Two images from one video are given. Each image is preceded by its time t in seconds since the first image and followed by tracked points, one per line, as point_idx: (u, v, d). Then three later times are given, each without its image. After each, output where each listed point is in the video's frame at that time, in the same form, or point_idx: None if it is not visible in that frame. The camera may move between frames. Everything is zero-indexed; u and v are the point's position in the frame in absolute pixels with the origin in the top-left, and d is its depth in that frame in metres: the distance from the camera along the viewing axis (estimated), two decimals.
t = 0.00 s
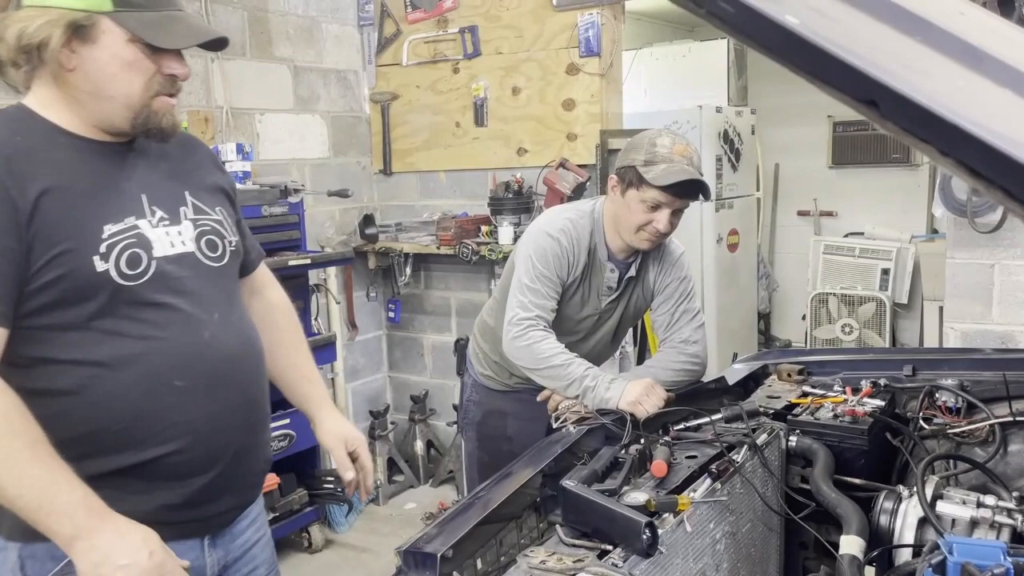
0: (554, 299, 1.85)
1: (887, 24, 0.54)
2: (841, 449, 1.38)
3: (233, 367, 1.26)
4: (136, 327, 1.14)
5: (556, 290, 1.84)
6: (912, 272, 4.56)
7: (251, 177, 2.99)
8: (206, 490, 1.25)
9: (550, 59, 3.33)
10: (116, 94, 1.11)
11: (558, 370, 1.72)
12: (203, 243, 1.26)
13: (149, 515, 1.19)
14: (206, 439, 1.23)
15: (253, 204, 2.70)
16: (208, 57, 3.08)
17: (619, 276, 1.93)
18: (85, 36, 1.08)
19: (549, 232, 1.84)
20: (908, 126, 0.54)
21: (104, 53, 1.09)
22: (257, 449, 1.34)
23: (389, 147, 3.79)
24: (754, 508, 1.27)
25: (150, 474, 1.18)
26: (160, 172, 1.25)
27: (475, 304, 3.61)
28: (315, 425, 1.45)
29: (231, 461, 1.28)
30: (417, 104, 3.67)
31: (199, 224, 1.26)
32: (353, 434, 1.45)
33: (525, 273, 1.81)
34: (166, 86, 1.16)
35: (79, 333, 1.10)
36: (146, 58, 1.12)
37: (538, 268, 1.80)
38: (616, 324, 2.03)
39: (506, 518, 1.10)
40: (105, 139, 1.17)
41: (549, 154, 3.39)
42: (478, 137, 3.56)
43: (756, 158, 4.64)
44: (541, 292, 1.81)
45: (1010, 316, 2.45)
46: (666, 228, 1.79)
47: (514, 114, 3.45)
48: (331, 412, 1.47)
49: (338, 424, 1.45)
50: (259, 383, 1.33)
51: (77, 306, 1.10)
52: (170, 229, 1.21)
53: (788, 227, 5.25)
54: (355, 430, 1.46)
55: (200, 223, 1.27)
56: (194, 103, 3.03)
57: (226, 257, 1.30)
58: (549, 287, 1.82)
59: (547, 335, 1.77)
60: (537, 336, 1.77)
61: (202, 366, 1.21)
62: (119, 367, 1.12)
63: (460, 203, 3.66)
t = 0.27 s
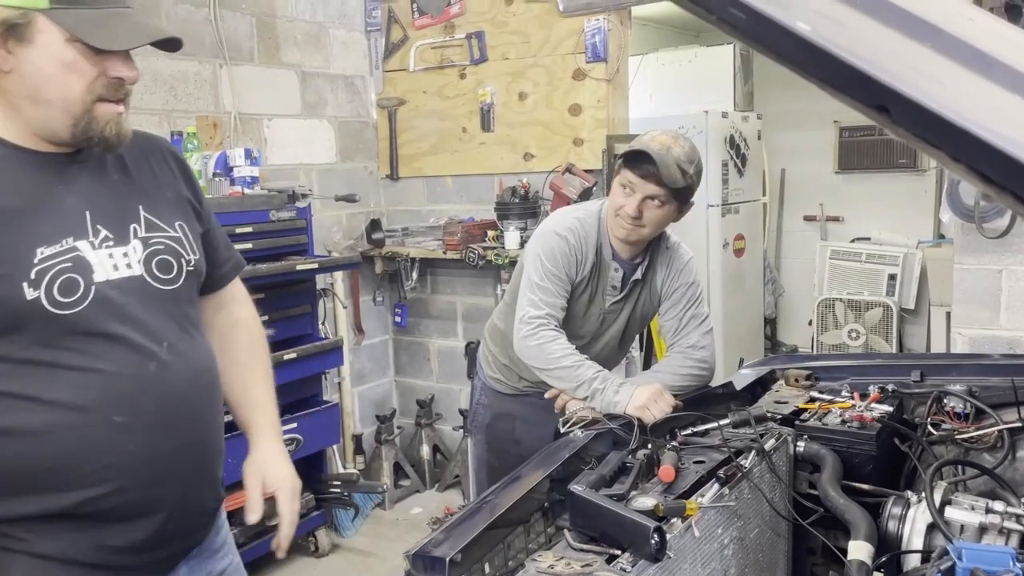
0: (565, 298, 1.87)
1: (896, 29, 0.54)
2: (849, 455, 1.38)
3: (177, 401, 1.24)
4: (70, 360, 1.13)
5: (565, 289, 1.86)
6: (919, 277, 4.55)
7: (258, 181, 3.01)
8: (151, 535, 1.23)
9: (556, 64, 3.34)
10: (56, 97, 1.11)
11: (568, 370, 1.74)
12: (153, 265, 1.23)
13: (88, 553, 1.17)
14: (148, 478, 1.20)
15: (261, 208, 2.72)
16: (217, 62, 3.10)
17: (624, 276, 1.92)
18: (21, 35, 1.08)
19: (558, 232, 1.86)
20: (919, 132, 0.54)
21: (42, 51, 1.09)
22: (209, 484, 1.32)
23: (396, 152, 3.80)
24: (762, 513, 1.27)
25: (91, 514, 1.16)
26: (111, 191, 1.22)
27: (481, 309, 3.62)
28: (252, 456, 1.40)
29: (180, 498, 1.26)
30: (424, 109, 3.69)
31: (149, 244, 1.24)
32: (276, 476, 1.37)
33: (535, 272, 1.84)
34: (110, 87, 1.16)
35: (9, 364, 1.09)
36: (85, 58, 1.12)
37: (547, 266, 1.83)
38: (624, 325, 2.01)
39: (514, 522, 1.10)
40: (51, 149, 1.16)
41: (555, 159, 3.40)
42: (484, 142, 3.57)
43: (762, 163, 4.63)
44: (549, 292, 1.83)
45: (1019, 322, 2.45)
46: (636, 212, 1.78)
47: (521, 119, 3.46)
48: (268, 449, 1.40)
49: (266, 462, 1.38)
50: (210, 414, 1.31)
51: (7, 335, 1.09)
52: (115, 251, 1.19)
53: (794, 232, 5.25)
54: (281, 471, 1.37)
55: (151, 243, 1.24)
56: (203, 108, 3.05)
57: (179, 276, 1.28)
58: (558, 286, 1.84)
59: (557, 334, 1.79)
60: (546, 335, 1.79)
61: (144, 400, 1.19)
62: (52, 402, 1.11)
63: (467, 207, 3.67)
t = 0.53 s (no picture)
0: (573, 303, 1.88)
1: (901, 41, 0.55)
2: (857, 460, 1.38)
3: (156, 413, 1.26)
4: (47, 375, 1.14)
5: (573, 294, 1.87)
6: (926, 283, 4.54)
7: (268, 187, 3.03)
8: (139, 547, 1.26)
9: (563, 71, 3.36)
10: (25, 102, 1.14)
11: (577, 376, 1.75)
12: (129, 273, 1.25)
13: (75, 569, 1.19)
14: (129, 491, 1.22)
15: (269, 215, 2.75)
16: (226, 70, 3.13)
17: (632, 282, 1.94)
18: None
19: (565, 236, 1.87)
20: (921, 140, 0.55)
21: (10, 55, 1.12)
22: (193, 495, 1.34)
23: (404, 158, 3.82)
24: (769, 519, 1.27)
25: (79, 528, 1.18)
26: (85, 200, 1.24)
27: (488, 315, 3.63)
28: (242, 480, 1.45)
29: (163, 511, 1.28)
30: (432, 115, 3.71)
31: (124, 252, 1.26)
32: (268, 501, 1.43)
33: (542, 276, 1.85)
34: (80, 91, 1.20)
35: None
36: (54, 62, 1.15)
37: (554, 271, 1.84)
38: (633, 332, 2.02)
39: (522, 527, 1.11)
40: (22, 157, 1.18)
41: (562, 165, 3.41)
42: (492, 148, 3.59)
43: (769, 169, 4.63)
44: (557, 296, 1.84)
45: None
46: (640, 216, 1.79)
47: (528, 126, 3.47)
48: (258, 473, 1.45)
49: (258, 488, 1.44)
50: (191, 424, 1.32)
51: None
52: (88, 260, 1.20)
53: (801, 238, 5.24)
54: (271, 498, 1.43)
55: (126, 251, 1.26)
56: (213, 115, 3.07)
57: (156, 284, 1.30)
58: (566, 291, 1.85)
59: (566, 340, 1.81)
60: (554, 341, 1.80)
61: (123, 415, 1.21)
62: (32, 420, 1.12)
63: (474, 213, 3.68)
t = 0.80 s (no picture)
0: (581, 307, 1.88)
1: (907, 47, 0.56)
2: (866, 466, 1.38)
3: (152, 418, 1.28)
4: (41, 383, 1.15)
5: (582, 298, 1.87)
6: (936, 289, 4.52)
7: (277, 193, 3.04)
8: (138, 551, 1.28)
9: (571, 77, 3.37)
10: (9, 109, 1.14)
11: (585, 381, 1.75)
12: (122, 277, 1.26)
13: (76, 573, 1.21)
14: (127, 496, 1.24)
15: (279, 220, 2.77)
16: (236, 76, 3.14)
17: (640, 286, 1.94)
18: None
19: (574, 240, 1.87)
20: (929, 147, 0.55)
21: None
22: (190, 498, 1.36)
23: (412, 164, 3.83)
24: (778, 525, 1.27)
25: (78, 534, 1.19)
26: (76, 205, 1.25)
27: (496, 320, 3.63)
28: (248, 480, 1.50)
29: (162, 514, 1.30)
30: (440, 121, 3.72)
31: (116, 256, 1.26)
32: (277, 497, 1.48)
33: (551, 280, 1.85)
34: (65, 97, 1.20)
35: None
36: (38, 68, 1.15)
37: (563, 274, 1.84)
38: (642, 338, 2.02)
39: (530, 532, 1.11)
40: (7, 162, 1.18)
41: (570, 170, 3.42)
42: (500, 153, 3.59)
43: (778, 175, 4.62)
44: (566, 300, 1.85)
45: None
46: (649, 220, 1.80)
47: (536, 131, 3.48)
48: (263, 472, 1.50)
49: (266, 486, 1.48)
50: (187, 429, 1.35)
51: None
52: (80, 267, 1.21)
53: (810, 243, 5.23)
54: (280, 494, 1.48)
55: (118, 256, 1.27)
56: (222, 121, 3.09)
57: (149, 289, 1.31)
58: (575, 295, 1.86)
59: (575, 344, 1.81)
60: (563, 345, 1.80)
61: (120, 420, 1.23)
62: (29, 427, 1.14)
63: (482, 218, 3.69)
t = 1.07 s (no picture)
0: (590, 309, 1.88)
1: (914, 50, 0.56)
2: (875, 470, 1.37)
3: (156, 419, 1.29)
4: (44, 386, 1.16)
5: (590, 300, 1.87)
6: (947, 292, 4.50)
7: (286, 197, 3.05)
8: (144, 553, 1.29)
9: (580, 81, 3.37)
10: None
11: (594, 384, 1.75)
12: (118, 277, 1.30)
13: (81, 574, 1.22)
14: (133, 497, 1.25)
15: (288, 224, 2.77)
16: (246, 81, 3.16)
17: (648, 289, 1.94)
18: None
19: (582, 242, 1.87)
20: (934, 149, 0.55)
21: None
22: (196, 498, 1.37)
23: (421, 168, 3.84)
24: (787, 529, 1.26)
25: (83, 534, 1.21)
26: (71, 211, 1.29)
27: (504, 324, 3.63)
28: (233, 485, 1.50)
29: (167, 516, 1.31)
30: (449, 125, 3.73)
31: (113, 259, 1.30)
32: (260, 504, 1.48)
33: (559, 282, 1.86)
34: (42, 97, 1.22)
35: None
36: (12, 68, 1.19)
37: (572, 277, 1.84)
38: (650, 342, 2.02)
39: (537, 535, 1.11)
40: None
41: (578, 174, 3.42)
42: (508, 157, 3.60)
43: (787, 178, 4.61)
44: (575, 302, 1.85)
45: None
46: (657, 222, 1.80)
47: (545, 135, 3.49)
48: (249, 477, 1.50)
49: (251, 492, 1.49)
50: (189, 430, 1.36)
51: None
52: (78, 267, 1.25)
53: (820, 247, 5.21)
54: (264, 500, 1.49)
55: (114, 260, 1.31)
56: (232, 126, 3.11)
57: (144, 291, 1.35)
58: (583, 297, 1.86)
59: (583, 347, 1.81)
60: (571, 348, 1.80)
61: (123, 422, 1.24)
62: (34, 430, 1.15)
63: (491, 222, 3.69)
